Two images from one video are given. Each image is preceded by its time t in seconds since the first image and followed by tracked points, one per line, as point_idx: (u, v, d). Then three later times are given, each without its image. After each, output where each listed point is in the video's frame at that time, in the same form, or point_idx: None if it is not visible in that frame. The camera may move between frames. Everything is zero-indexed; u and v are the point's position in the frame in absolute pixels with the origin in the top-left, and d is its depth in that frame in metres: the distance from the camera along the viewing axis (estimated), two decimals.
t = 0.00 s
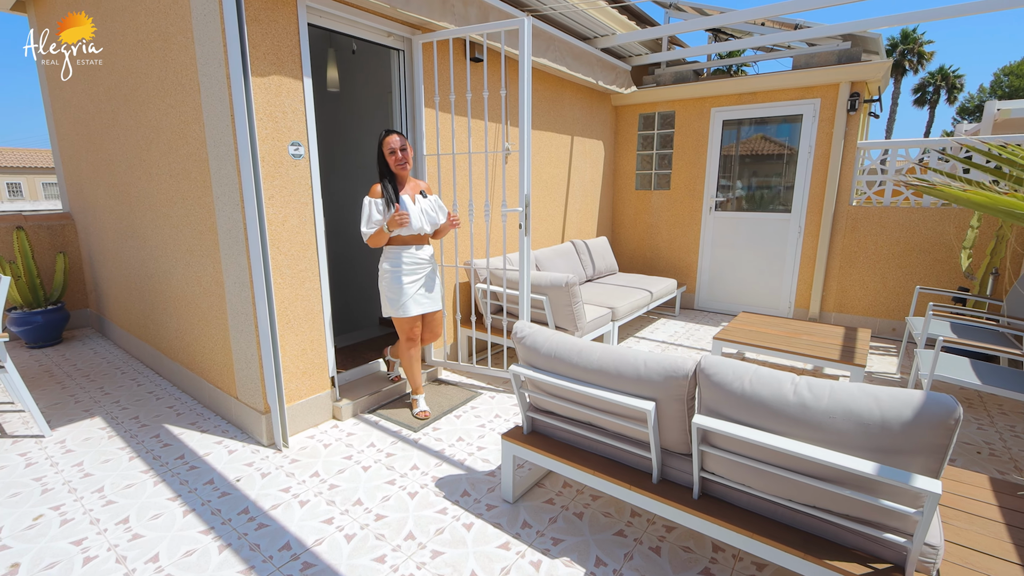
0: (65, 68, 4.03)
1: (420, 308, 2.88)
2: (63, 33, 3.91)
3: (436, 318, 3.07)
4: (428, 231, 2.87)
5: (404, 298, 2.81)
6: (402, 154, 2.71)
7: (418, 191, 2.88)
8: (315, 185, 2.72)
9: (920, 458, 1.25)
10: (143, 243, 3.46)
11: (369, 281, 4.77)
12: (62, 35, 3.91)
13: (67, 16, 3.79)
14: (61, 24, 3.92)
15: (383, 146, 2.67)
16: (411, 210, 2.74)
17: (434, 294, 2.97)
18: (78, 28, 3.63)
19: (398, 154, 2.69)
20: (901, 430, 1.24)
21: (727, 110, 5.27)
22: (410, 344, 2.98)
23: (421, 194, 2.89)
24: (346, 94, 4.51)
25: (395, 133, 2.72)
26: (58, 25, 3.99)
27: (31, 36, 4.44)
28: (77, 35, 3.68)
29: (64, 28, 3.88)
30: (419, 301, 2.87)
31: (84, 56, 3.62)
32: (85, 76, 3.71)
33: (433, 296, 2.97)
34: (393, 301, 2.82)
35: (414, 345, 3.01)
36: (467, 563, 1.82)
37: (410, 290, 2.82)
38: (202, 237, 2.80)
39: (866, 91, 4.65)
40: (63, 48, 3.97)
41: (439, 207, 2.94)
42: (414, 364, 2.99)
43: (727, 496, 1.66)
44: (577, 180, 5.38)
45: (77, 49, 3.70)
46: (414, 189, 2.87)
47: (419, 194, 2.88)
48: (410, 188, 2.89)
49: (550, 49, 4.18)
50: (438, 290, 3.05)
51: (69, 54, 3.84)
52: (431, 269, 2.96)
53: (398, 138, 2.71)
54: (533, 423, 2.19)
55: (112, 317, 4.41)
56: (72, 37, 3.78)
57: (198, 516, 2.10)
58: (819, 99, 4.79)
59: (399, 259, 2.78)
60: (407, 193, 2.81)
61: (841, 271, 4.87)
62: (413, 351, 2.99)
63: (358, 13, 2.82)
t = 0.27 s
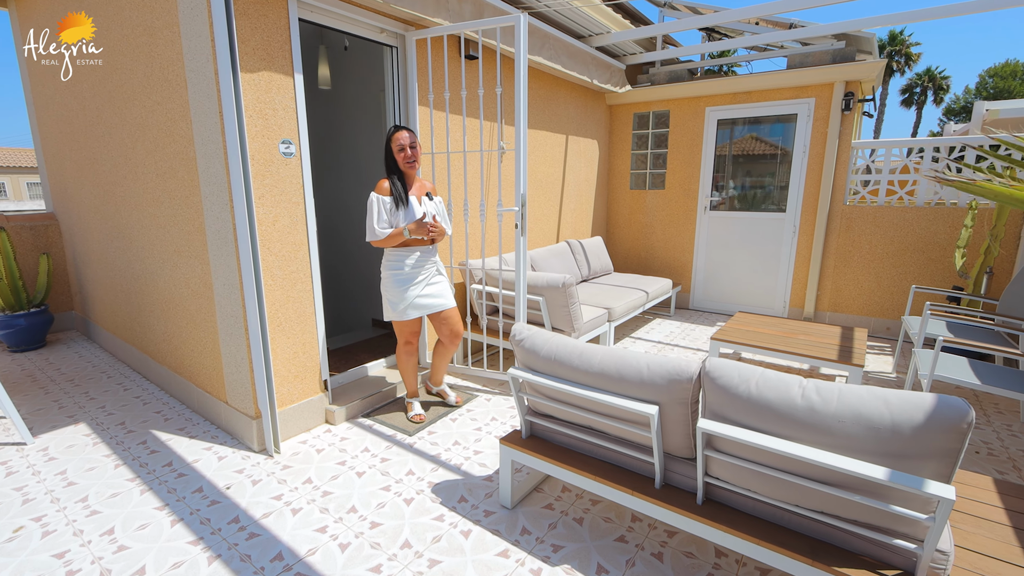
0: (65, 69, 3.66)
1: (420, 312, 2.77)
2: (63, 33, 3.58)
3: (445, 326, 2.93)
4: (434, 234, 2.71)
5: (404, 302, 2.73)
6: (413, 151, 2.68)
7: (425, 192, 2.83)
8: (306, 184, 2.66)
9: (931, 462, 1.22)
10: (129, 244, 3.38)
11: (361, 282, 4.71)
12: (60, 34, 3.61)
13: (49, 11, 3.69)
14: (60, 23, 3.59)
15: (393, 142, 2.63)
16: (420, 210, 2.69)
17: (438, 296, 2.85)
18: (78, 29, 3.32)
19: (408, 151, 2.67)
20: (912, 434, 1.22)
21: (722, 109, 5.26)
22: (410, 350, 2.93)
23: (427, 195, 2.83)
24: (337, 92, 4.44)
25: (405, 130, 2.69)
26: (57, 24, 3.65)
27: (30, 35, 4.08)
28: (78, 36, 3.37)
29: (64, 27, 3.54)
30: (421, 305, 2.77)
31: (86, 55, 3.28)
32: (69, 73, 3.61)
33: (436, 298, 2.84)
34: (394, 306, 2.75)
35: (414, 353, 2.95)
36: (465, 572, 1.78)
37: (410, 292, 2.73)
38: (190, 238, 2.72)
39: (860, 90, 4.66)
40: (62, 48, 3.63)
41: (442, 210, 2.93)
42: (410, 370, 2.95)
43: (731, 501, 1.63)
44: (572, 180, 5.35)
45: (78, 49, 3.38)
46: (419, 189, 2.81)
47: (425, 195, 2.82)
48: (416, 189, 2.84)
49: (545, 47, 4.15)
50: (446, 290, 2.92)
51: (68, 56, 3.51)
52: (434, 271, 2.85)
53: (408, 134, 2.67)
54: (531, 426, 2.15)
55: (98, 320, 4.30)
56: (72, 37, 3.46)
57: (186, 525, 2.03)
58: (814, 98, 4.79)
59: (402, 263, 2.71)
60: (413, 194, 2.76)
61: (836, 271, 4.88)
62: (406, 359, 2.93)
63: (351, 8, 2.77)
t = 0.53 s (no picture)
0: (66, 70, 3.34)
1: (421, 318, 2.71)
2: (62, 33, 3.25)
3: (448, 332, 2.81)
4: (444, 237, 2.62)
5: (405, 307, 2.67)
6: (423, 151, 2.59)
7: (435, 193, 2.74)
8: (297, 182, 2.59)
9: (942, 466, 1.19)
10: (114, 245, 3.29)
11: (354, 283, 4.64)
12: (60, 34, 3.27)
13: (30, 6, 3.59)
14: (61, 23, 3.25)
15: (403, 142, 2.56)
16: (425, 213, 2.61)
17: (442, 305, 2.74)
18: (80, 30, 3.02)
19: (417, 150, 2.59)
20: (923, 437, 1.19)
21: (716, 109, 5.25)
22: (408, 353, 2.86)
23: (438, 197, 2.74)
24: (328, 90, 4.37)
25: (415, 128, 2.61)
26: (57, 24, 3.31)
27: (28, 34, 3.66)
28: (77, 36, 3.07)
29: (64, 27, 3.22)
30: (422, 312, 2.69)
31: (86, 55, 3.01)
32: (50, 69, 3.51)
33: (440, 305, 2.73)
34: (396, 309, 2.70)
35: (411, 356, 2.88)
36: None
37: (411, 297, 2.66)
38: (177, 238, 2.65)
39: (854, 89, 4.67)
40: (63, 49, 3.29)
41: (455, 210, 2.80)
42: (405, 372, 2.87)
43: (735, 506, 1.60)
44: (567, 179, 5.32)
45: (79, 50, 3.09)
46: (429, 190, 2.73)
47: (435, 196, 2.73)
48: (427, 190, 2.76)
49: (539, 44, 4.11)
50: (454, 297, 2.80)
51: (70, 58, 3.19)
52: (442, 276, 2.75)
53: (417, 133, 2.58)
54: (529, 430, 2.10)
55: (82, 323, 4.20)
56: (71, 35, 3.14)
57: (173, 536, 1.97)
58: (808, 97, 4.79)
59: (408, 266, 2.65)
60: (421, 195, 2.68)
61: (829, 270, 4.88)
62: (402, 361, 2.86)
63: (343, 3, 2.71)
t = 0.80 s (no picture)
0: (64, 69, 3.03)
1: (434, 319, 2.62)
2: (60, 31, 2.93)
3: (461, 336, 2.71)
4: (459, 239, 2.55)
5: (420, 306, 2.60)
6: (439, 147, 2.50)
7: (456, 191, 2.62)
8: (286, 181, 2.53)
9: (950, 469, 1.17)
10: (96, 246, 3.20)
11: (345, 284, 4.57)
12: (61, 34, 2.92)
13: None
14: (62, 21, 2.91)
15: (417, 139, 2.49)
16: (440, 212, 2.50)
17: (456, 310, 2.64)
18: (80, 30, 2.74)
19: (434, 148, 2.51)
20: (931, 440, 1.16)
21: (709, 108, 5.25)
22: (415, 357, 2.78)
23: (457, 195, 2.61)
24: (317, 87, 4.31)
25: (434, 125, 2.52)
26: (58, 22, 2.94)
27: (30, 34, 3.28)
28: (77, 36, 2.78)
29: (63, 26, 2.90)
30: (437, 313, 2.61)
31: (86, 58, 2.76)
32: (29, 64, 3.40)
33: (453, 310, 2.64)
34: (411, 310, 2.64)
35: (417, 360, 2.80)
36: None
37: (423, 298, 2.60)
38: (161, 239, 2.57)
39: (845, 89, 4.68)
40: (64, 49, 2.95)
41: (476, 210, 2.67)
42: (408, 375, 2.78)
43: (738, 511, 1.57)
44: (560, 177, 5.28)
45: (78, 50, 2.81)
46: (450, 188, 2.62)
47: (455, 194, 2.61)
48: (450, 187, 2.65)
49: (532, 42, 4.07)
50: (471, 303, 2.70)
51: (70, 58, 2.89)
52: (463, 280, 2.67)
53: (434, 129, 2.50)
54: (526, 434, 2.06)
55: (64, 326, 4.08)
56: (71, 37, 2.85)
57: (159, 547, 1.90)
58: (800, 97, 4.80)
59: (428, 265, 2.60)
60: (440, 194, 2.60)
61: (822, 269, 4.90)
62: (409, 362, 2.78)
63: None
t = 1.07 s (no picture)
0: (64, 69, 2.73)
1: (446, 322, 2.52)
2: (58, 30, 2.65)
3: (467, 332, 2.62)
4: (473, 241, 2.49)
5: (432, 308, 2.50)
6: (456, 146, 2.36)
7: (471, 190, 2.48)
8: (273, 180, 2.46)
9: (958, 471, 1.15)
10: (77, 247, 3.10)
11: (335, 285, 4.49)
12: (62, 34, 2.63)
13: None
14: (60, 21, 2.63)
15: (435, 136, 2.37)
16: (453, 213, 2.39)
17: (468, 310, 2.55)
18: (83, 30, 2.48)
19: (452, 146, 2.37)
20: (939, 441, 1.14)
21: (700, 107, 5.25)
22: (421, 363, 2.65)
23: (472, 194, 2.47)
24: (305, 85, 4.24)
25: (455, 122, 2.37)
26: (57, 21, 2.64)
27: (29, 34, 2.93)
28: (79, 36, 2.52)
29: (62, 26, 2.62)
30: (448, 314, 2.51)
31: (85, 58, 2.52)
32: (5, 58, 3.28)
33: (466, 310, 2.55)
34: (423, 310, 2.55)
35: (423, 366, 2.67)
36: None
37: (437, 300, 2.50)
38: (144, 239, 2.49)
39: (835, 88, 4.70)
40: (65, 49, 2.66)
41: (491, 210, 2.50)
42: (410, 378, 2.65)
43: (740, 514, 1.54)
44: (552, 176, 5.25)
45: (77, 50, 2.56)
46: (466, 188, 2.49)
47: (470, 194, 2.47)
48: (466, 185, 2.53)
49: (524, 40, 4.03)
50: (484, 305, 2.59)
51: (71, 58, 2.62)
52: (478, 280, 2.56)
53: (454, 127, 2.36)
54: (523, 437, 2.02)
55: (43, 330, 3.96)
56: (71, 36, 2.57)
57: (142, 559, 1.83)
58: (791, 96, 4.81)
59: (443, 266, 2.49)
60: (454, 193, 2.47)
61: (813, 268, 4.93)
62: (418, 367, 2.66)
63: None
